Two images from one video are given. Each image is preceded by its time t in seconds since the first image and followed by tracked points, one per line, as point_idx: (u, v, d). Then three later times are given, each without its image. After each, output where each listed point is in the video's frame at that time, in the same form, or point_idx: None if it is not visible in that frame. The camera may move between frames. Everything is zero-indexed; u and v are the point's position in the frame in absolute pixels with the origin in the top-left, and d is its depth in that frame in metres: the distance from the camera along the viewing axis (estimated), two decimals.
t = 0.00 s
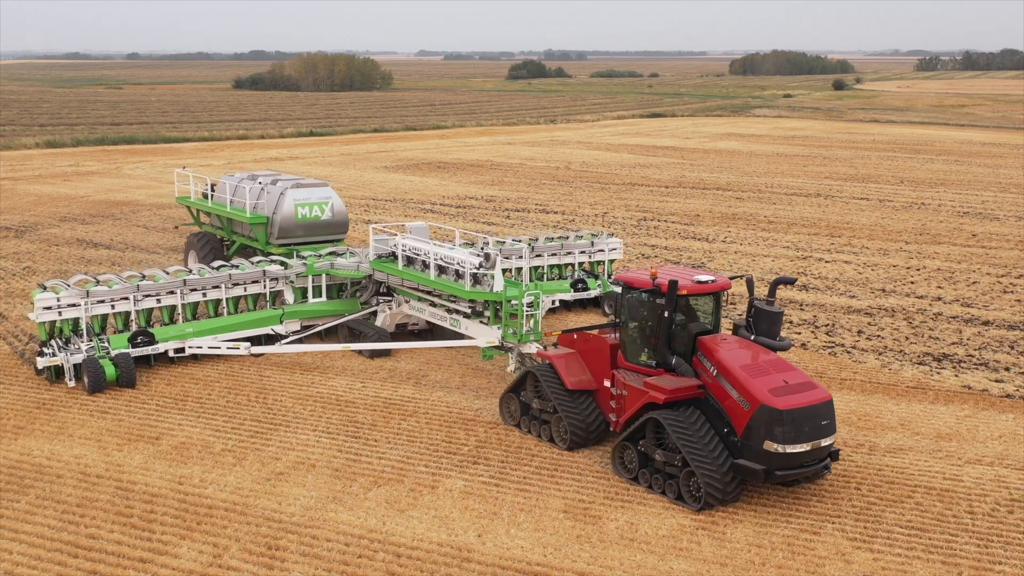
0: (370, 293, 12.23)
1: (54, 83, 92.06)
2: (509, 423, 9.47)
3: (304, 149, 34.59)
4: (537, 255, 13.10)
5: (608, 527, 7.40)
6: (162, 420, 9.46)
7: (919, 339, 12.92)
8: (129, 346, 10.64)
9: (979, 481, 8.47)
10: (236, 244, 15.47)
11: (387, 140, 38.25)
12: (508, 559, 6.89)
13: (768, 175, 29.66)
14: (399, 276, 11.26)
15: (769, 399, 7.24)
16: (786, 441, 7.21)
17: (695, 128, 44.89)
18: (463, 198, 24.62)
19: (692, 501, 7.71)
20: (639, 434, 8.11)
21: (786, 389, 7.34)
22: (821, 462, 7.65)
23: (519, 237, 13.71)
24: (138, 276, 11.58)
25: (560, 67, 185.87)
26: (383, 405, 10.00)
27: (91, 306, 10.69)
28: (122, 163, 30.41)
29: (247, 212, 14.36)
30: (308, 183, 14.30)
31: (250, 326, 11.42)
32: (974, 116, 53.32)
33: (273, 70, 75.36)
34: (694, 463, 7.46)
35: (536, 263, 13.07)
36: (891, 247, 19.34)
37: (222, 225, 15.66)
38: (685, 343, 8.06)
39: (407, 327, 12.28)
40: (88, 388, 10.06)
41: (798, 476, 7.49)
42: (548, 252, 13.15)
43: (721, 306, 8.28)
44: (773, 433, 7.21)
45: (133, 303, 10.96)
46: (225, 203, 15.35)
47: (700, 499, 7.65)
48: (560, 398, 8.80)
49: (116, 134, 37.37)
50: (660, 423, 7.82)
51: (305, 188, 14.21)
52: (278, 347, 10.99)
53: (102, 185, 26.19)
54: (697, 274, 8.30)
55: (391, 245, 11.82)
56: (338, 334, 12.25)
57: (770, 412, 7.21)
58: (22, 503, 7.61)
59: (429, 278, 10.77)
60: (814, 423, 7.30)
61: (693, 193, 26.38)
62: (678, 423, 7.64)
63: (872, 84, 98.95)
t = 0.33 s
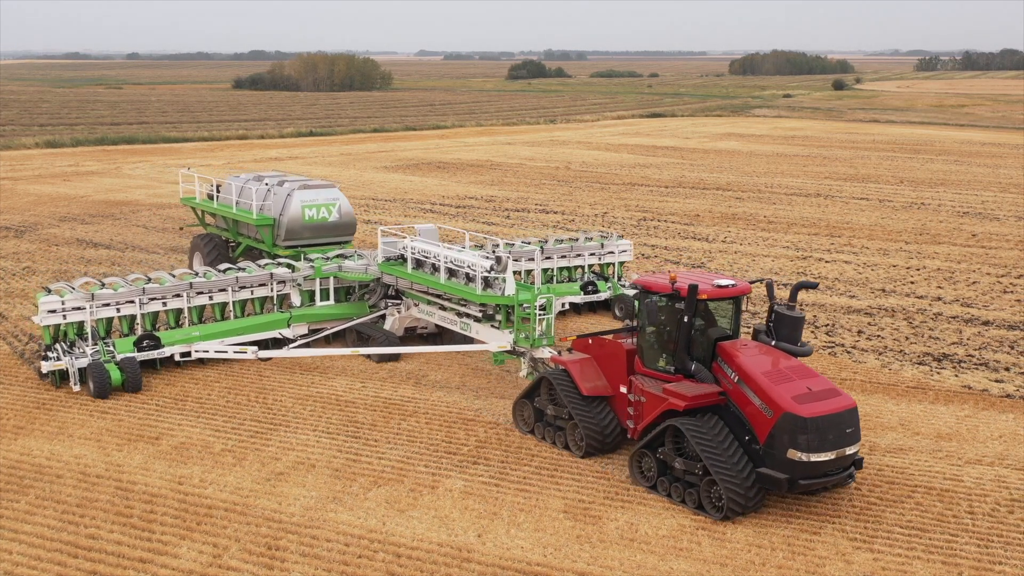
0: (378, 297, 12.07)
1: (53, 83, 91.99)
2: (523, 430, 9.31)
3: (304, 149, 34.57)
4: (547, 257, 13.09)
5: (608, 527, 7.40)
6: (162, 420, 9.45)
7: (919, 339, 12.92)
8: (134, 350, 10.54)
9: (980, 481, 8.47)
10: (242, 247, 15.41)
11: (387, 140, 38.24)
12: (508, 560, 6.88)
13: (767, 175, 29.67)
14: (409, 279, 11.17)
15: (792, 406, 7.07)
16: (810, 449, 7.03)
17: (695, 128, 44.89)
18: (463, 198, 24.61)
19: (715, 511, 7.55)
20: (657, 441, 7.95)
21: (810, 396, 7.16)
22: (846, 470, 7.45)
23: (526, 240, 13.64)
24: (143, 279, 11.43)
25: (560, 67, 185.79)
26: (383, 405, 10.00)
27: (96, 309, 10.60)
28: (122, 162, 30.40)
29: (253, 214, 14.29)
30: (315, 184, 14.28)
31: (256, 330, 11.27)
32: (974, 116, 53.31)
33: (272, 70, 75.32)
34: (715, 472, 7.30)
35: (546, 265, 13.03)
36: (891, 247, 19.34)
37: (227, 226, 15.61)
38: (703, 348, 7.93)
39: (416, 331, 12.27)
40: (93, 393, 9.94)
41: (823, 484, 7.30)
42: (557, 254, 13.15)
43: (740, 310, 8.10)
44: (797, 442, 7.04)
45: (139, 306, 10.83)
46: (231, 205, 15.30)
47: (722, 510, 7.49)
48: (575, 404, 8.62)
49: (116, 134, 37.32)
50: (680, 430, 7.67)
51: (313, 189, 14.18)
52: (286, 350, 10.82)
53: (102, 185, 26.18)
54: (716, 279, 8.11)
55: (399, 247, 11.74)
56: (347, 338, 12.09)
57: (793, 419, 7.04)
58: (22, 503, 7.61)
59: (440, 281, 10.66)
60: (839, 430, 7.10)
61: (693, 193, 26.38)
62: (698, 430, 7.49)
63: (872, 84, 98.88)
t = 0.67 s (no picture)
0: (387, 300, 11.94)
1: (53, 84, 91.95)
2: (537, 437, 9.14)
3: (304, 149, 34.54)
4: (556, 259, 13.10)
5: (608, 527, 7.39)
6: (162, 420, 9.45)
7: (920, 339, 12.91)
8: (141, 354, 10.41)
9: (980, 481, 8.46)
10: (249, 248, 15.41)
11: (387, 140, 38.23)
12: (509, 560, 6.88)
13: (767, 175, 29.65)
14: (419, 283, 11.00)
15: (816, 413, 6.89)
16: (835, 458, 6.84)
17: (695, 128, 44.86)
18: (463, 198, 24.61)
19: (736, 521, 7.38)
20: (676, 450, 7.78)
21: (835, 404, 6.97)
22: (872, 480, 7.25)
23: (537, 242, 13.69)
24: (150, 282, 11.32)
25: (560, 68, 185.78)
26: (383, 405, 10.00)
27: (102, 312, 10.46)
28: (122, 162, 30.39)
29: (260, 216, 14.25)
30: (322, 185, 14.22)
31: (263, 333, 11.12)
32: (974, 116, 53.26)
33: (272, 70, 75.29)
34: (737, 482, 7.13)
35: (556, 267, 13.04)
36: (891, 247, 19.33)
37: (234, 228, 15.58)
38: (724, 354, 7.75)
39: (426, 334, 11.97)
40: (99, 398, 9.81)
41: (849, 494, 7.10)
42: (567, 256, 13.16)
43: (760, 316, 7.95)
44: (821, 450, 6.85)
45: (144, 310, 10.73)
46: (237, 206, 15.27)
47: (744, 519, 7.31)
48: (591, 411, 8.44)
49: (116, 134, 37.30)
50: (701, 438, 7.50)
51: (320, 190, 14.12)
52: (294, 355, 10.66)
53: (102, 185, 26.18)
54: (736, 283, 7.97)
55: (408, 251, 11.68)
56: (355, 342, 11.98)
57: (818, 427, 6.85)
58: (21, 503, 7.60)
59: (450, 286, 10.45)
60: (864, 439, 6.92)
61: (693, 193, 26.37)
62: (719, 438, 7.32)
63: (872, 84, 98.77)
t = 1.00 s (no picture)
0: (396, 304, 11.85)
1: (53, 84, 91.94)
2: (552, 444, 8.99)
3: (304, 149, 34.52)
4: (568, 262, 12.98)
5: (608, 527, 7.39)
6: (162, 420, 9.45)
7: (919, 339, 12.91)
8: (147, 358, 10.28)
9: (980, 481, 8.46)
10: (254, 250, 15.39)
11: (387, 140, 38.23)
12: (509, 560, 6.88)
13: (767, 175, 29.64)
14: (430, 286, 10.93)
15: (843, 421, 6.77)
16: (862, 466, 6.73)
17: (695, 128, 44.85)
18: (463, 198, 24.60)
19: (760, 531, 7.22)
20: (697, 458, 7.65)
21: (860, 411, 6.86)
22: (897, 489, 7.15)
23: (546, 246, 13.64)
24: (156, 285, 11.30)
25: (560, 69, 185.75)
26: (383, 404, 9.99)
27: (107, 316, 10.42)
28: (122, 163, 30.37)
29: (266, 218, 14.20)
30: (329, 188, 14.17)
31: (271, 338, 11.03)
32: (974, 116, 53.24)
33: (272, 70, 75.26)
34: (762, 491, 6.98)
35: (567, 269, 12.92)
36: (891, 247, 19.33)
37: (239, 229, 15.55)
38: (744, 360, 7.64)
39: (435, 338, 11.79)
40: (105, 404, 9.66)
41: (874, 503, 7.00)
42: (578, 259, 13.08)
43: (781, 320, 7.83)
44: (848, 459, 6.73)
45: (151, 314, 10.69)
46: (242, 208, 15.23)
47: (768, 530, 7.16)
48: (608, 417, 8.28)
49: (116, 134, 37.29)
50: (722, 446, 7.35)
51: (326, 193, 14.07)
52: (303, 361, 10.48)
53: (102, 185, 26.17)
54: (757, 287, 7.85)
55: (418, 254, 11.50)
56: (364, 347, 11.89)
57: (844, 435, 6.73)
58: (21, 503, 7.60)
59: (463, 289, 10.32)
60: (890, 447, 6.83)
61: (693, 193, 26.37)
62: (741, 446, 7.18)
63: (872, 84, 98.67)
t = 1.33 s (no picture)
0: (404, 307, 11.77)
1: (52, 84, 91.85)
2: (567, 450, 8.84)
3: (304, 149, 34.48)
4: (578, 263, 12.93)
5: (608, 527, 7.38)
6: (162, 420, 9.45)
7: (920, 339, 12.90)
8: (154, 362, 10.08)
9: (980, 481, 8.46)
10: (260, 252, 15.37)
11: (387, 140, 38.21)
12: (509, 559, 6.87)
13: (767, 175, 29.63)
14: (441, 289, 10.82)
15: (869, 429, 6.57)
16: (890, 476, 6.52)
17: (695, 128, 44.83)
18: (463, 198, 24.59)
19: (784, 541, 7.06)
20: (718, 466, 7.47)
21: (887, 419, 6.66)
22: (927, 499, 6.92)
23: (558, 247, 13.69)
24: (162, 289, 11.27)
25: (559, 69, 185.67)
26: (383, 404, 9.98)
27: (113, 320, 10.36)
28: (122, 163, 30.34)
29: (273, 219, 14.18)
30: (337, 189, 14.16)
31: (279, 342, 10.91)
32: (974, 116, 53.19)
33: (271, 70, 75.19)
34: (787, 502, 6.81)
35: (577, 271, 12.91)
36: (891, 247, 19.32)
37: (245, 231, 15.54)
38: (766, 365, 7.48)
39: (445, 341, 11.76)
40: (110, 408, 9.48)
41: (904, 514, 6.77)
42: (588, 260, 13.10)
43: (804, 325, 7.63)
44: (874, 468, 6.53)
45: (157, 317, 10.65)
46: (249, 210, 15.22)
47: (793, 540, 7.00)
48: (625, 423, 8.12)
49: (115, 134, 37.23)
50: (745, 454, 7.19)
51: (334, 194, 14.06)
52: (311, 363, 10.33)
53: (102, 185, 26.14)
54: (779, 291, 7.66)
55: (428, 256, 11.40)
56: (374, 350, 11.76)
57: (871, 443, 6.53)
58: (21, 503, 7.59)
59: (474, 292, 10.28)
60: (918, 455, 6.60)
61: (693, 193, 26.35)
62: (765, 455, 7.00)
63: (872, 84, 98.54)
